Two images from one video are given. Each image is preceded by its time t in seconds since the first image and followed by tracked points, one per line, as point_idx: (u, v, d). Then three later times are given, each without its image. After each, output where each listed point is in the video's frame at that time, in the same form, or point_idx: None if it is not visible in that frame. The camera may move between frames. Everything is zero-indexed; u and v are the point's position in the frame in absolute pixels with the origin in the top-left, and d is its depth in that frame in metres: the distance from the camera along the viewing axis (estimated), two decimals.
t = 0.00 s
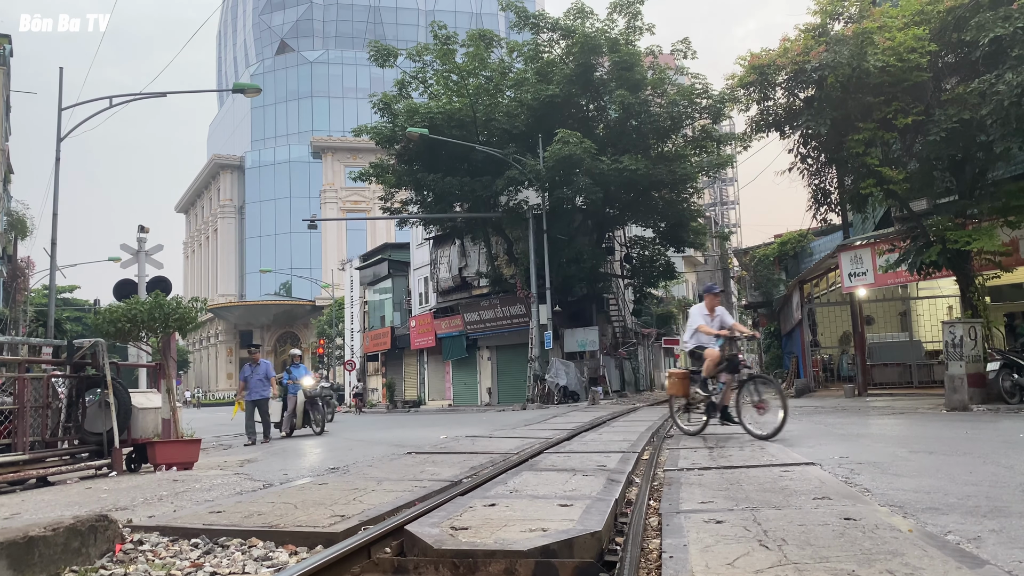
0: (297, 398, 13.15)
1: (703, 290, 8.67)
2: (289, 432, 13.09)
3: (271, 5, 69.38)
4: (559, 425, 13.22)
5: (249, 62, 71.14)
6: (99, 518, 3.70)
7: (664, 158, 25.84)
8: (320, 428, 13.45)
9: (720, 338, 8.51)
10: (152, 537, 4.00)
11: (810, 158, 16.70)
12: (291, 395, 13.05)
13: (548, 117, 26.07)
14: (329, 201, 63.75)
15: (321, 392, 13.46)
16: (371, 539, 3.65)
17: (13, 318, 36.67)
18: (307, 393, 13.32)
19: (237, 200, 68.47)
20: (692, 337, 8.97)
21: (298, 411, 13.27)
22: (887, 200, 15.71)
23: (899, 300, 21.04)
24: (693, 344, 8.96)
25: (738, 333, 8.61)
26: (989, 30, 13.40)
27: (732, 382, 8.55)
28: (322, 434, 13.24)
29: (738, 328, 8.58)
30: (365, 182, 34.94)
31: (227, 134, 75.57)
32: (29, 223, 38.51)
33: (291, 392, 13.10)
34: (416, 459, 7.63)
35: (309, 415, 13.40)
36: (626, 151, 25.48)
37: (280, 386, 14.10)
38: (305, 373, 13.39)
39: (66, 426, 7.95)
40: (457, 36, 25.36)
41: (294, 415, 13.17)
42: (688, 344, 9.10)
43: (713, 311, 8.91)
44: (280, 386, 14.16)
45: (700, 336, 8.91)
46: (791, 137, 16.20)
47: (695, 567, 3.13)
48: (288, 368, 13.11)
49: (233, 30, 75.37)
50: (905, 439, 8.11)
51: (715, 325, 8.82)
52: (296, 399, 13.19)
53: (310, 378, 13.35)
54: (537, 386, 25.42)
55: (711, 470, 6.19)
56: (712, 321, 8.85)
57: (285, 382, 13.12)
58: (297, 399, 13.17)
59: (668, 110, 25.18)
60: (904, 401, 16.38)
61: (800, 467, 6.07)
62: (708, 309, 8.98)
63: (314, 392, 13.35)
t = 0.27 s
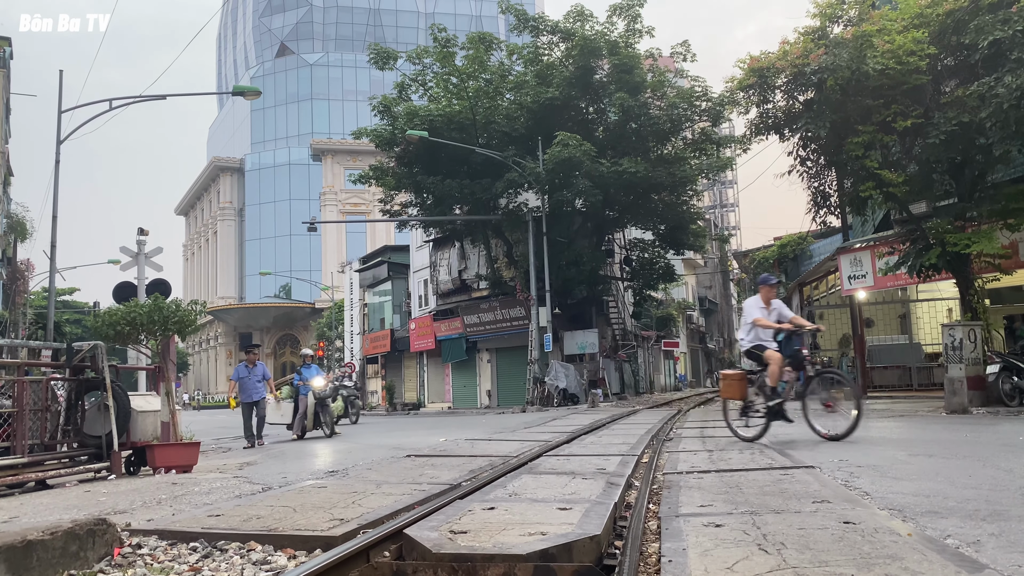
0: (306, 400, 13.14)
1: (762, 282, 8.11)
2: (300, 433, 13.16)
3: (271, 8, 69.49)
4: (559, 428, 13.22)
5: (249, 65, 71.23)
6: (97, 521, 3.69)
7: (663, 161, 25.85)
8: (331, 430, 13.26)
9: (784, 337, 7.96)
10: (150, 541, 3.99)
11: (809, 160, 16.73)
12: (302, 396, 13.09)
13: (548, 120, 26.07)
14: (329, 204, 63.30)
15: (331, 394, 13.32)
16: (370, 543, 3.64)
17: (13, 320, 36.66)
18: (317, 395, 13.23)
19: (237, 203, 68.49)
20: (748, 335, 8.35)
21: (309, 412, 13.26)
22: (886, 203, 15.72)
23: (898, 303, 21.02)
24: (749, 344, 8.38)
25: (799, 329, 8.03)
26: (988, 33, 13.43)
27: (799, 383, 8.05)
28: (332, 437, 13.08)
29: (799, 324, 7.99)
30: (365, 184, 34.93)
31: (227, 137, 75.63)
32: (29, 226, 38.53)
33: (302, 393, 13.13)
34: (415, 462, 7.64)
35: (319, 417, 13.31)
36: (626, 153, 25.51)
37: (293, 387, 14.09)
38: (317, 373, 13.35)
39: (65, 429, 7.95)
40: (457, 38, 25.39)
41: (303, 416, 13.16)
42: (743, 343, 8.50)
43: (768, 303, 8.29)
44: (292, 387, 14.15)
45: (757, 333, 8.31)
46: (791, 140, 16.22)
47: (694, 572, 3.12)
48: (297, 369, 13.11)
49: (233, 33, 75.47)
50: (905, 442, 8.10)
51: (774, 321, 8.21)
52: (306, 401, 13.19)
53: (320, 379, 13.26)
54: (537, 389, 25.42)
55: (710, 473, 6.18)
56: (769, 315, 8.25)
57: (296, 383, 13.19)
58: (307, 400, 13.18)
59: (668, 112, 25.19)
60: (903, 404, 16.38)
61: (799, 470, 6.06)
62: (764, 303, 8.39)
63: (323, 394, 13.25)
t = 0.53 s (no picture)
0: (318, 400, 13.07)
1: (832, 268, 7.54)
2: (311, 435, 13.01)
3: (272, 9, 69.55)
4: (559, 429, 13.22)
5: (249, 66, 71.28)
6: (97, 523, 3.68)
7: (664, 163, 25.85)
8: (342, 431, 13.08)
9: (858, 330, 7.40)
10: (150, 543, 3.99)
11: (809, 162, 16.74)
12: (314, 396, 13.03)
13: (548, 122, 26.06)
14: (329, 205, 63.19)
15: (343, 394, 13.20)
16: (369, 545, 3.64)
17: (13, 322, 36.65)
18: (329, 394, 13.12)
19: (238, 204, 68.51)
20: (815, 327, 7.77)
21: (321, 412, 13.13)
22: (886, 205, 15.73)
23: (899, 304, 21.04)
24: (817, 338, 7.80)
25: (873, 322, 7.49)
26: (988, 35, 13.43)
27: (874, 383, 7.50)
28: (343, 438, 12.96)
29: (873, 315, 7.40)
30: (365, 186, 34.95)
31: (228, 138, 75.68)
32: (29, 227, 38.53)
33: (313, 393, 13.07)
34: (415, 464, 7.63)
35: (331, 418, 13.16)
36: (626, 155, 25.55)
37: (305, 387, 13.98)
38: (330, 373, 13.26)
39: (65, 431, 7.95)
40: (457, 40, 25.42)
41: (314, 417, 13.02)
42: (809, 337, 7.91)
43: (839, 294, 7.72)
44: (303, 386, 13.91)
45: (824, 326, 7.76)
46: (791, 142, 16.24)
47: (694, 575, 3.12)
48: (309, 368, 13.07)
49: (234, 35, 75.54)
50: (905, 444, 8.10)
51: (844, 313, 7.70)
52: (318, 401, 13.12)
53: (332, 378, 13.16)
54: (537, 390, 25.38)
55: (710, 475, 6.18)
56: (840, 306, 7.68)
57: (308, 383, 13.15)
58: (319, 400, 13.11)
59: (668, 114, 25.21)
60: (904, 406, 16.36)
61: (799, 472, 6.06)
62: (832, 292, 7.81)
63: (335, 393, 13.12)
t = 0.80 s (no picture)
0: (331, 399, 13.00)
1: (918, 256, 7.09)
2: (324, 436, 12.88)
3: (272, 11, 69.58)
4: (559, 432, 13.21)
5: (250, 68, 71.32)
6: (97, 526, 3.68)
7: (664, 165, 25.87)
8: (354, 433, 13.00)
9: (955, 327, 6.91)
10: (150, 545, 3.98)
11: (810, 165, 16.73)
12: (327, 395, 12.96)
13: (549, 124, 26.06)
14: (329, 207, 63.29)
15: (355, 395, 13.07)
16: (370, 548, 3.64)
17: (13, 323, 36.66)
18: (341, 394, 13.02)
19: (238, 206, 68.52)
20: (896, 322, 7.31)
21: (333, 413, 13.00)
22: (887, 207, 15.70)
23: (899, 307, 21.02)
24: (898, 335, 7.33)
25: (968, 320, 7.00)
26: (988, 37, 13.43)
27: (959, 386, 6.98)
28: (355, 441, 12.82)
29: (963, 310, 6.92)
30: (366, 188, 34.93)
31: (228, 140, 75.72)
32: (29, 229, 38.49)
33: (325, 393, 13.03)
34: (416, 467, 7.62)
35: (343, 419, 13.03)
36: (626, 157, 25.61)
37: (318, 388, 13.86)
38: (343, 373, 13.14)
39: (65, 433, 7.94)
40: (457, 42, 25.45)
41: (325, 417, 12.94)
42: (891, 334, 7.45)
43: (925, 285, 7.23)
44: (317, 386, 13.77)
45: (906, 321, 7.28)
46: (791, 144, 16.24)
47: None
48: (322, 368, 12.98)
49: (234, 36, 75.57)
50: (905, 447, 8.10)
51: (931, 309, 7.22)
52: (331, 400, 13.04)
53: (344, 379, 13.03)
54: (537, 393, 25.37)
55: (711, 478, 6.17)
56: (925, 298, 7.20)
57: (320, 382, 13.08)
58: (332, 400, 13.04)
59: (668, 116, 25.25)
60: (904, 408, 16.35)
61: (800, 475, 6.05)
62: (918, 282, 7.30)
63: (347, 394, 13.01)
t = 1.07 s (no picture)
0: (343, 399, 12.90)
1: None
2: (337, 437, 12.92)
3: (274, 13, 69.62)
4: (559, 434, 13.20)
5: (251, 70, 71.36)
6: (96, 530, 3.67)
7: (665, 167, 25.88)
8: (366, 435, 12.94)
9: None
10: (150, 549, 3.98)
11: (810, 167, 16.72)
12: (339, 396, 12.87)
13: (550, 126, 26.05)
14: (330, 209, 63.50)
15: (366, 396, 12.88)
16: (370, 552, 3.63)
17: (14, 325, 36.66)
18: (353, 395, 12.87)
19: (239, 208, 68.55)
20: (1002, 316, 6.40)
21: (345, 413, 12.88)
22: (887, 210, 15.73)
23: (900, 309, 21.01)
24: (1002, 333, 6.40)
25: None
26: (989, 40, 13.45)
27: None
28: (366, 443, 12.72)
29: None
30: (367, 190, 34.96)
31: (229, 142, 75.77)
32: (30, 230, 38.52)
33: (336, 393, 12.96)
34: (416, 470, 7.61)
35: (355, 420, 12.88)
36: (626, 159, 25.65)
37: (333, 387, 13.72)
38: (356, 373, 12.96)
39: (66, 436, 7.94)
40: (458, 45, 25.47)
41: (337, 417, 12.91)
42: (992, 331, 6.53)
43: None
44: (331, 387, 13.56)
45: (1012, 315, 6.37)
46: (791, 147, 16.23)
47: None
48: (334, 368, 12.84)
49: (235, 38, 75.63)
50: (906, 450, 8.09)
51: None
52: (344, 401, 12.94)
53: (355, 380, 12.81)
54: (538, 395, 25.37)
55: (711, 481, 6.17)
56: None
57: (333, 382, 12.99)
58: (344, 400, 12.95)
59: (669, 118, 25.32)
60: (904, 411, 16.35)
61: (800, 478, 6.05)
62: None
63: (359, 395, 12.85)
